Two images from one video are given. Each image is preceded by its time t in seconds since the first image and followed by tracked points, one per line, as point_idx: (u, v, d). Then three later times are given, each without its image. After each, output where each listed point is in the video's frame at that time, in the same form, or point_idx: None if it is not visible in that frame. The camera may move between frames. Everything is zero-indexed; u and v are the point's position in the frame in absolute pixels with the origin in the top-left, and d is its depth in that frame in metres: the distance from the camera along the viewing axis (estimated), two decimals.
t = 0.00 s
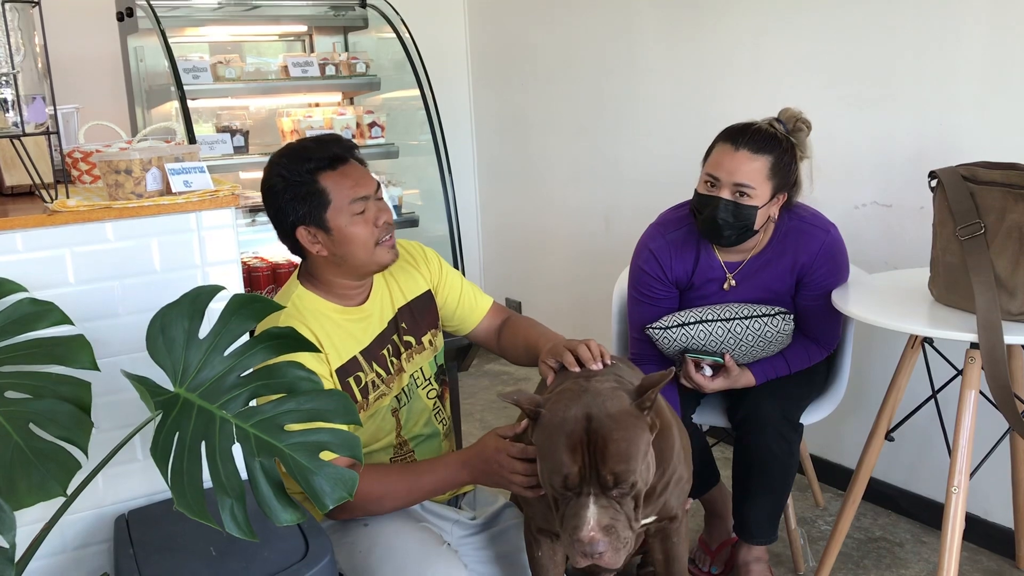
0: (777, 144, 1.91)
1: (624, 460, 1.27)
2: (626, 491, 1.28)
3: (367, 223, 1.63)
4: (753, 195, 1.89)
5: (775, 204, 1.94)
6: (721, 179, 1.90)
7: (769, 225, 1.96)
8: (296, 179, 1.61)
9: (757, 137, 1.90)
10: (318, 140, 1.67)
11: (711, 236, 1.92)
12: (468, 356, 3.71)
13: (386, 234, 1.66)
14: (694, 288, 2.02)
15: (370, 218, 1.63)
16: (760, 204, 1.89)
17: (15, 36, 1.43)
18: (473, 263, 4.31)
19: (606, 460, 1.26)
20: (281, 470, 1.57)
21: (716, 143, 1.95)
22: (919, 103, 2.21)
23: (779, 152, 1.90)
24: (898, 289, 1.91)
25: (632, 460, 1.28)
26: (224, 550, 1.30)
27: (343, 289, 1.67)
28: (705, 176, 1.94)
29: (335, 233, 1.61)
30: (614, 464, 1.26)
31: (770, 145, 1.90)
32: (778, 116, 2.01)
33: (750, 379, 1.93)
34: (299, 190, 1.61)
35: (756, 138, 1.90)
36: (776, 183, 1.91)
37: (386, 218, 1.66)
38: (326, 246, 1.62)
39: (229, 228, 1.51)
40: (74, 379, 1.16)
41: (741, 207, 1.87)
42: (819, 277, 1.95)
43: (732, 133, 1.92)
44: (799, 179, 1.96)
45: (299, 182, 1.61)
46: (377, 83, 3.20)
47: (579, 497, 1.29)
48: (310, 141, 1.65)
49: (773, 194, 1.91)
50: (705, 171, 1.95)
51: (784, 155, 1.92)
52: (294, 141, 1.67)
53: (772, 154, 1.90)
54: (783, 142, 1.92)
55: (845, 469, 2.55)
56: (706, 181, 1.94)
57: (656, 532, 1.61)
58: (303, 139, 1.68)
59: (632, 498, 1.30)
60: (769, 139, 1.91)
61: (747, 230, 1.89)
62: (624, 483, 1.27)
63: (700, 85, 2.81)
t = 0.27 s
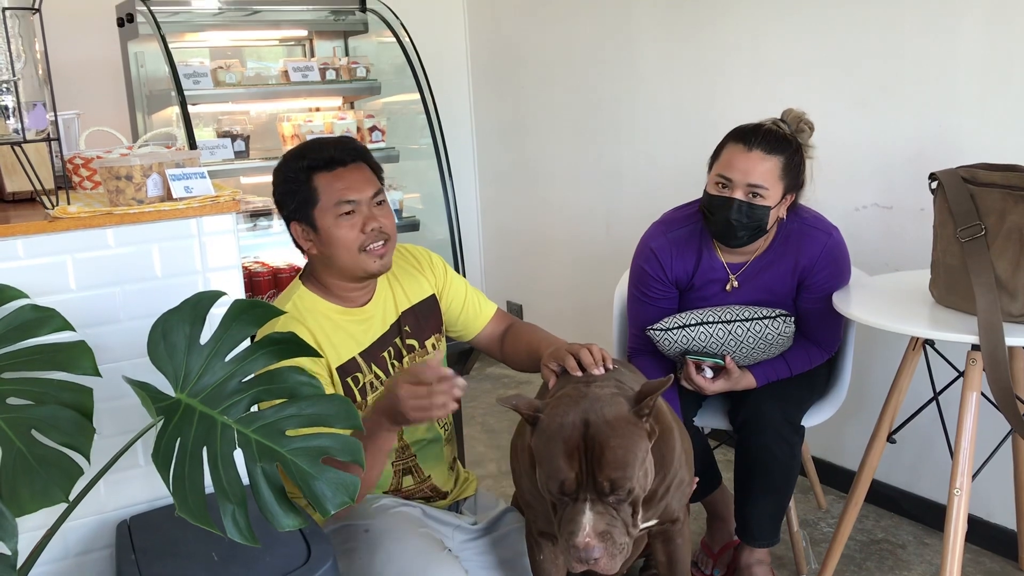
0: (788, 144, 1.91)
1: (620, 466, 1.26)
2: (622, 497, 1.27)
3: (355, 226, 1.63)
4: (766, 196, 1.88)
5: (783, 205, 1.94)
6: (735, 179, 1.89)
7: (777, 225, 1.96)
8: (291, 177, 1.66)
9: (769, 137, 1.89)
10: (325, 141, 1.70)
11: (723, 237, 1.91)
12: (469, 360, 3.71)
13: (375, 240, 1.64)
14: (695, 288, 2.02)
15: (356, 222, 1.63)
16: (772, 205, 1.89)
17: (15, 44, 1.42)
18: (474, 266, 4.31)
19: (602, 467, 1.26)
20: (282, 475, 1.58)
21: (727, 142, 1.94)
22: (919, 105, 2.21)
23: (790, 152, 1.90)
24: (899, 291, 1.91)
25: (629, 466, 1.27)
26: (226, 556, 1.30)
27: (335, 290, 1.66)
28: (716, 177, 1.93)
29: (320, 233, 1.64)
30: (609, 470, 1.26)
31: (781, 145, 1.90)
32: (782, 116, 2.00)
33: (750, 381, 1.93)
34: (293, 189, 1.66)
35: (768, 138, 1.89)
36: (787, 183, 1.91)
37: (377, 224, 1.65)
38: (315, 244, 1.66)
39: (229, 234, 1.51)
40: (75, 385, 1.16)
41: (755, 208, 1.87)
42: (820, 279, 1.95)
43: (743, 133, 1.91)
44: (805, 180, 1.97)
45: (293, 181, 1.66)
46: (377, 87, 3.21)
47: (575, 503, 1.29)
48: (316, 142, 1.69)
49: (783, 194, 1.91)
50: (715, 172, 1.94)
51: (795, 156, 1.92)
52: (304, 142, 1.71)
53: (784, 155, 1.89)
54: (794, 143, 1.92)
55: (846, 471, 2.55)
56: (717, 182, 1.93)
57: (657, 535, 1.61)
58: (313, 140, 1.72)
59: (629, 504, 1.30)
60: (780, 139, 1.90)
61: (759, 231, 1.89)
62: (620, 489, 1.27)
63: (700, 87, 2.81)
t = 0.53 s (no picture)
0: (789, 145, 1.91)
1: (625, 469, 1.26)
2: (627, 500, 1.27)
3: (354, 221, 1.63)
4: (769, 197, 1.88)
5: (784, 206, 1.94)
6: (737, 180, 1.89)
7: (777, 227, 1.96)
8: (292, 173, 1.67)
9: (771, 139, 1.89)
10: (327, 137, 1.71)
11: (726, 239, 1.91)
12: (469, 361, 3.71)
13: (375, 235, 1.64)
14: (695, 290, 2.02)
15: (356, 217, 1.64)
16: (774, 206, 1.89)
17: (16, 47, 1.44)
18: (474, 268, 4.31)
19: (607, 469, 1.26)
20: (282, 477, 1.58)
21: (728, 144, 1.93)
22: (918, 105, 2.21)
23: (791, 153, 1.90)
24: (899, 291, 1.91)
25: (635, 470, 1.27)
26: (227, 558, 1.30)
27: (335, 287, 1.66)
28: (718, 178, 1.92)
29: (320, 229, 1.64)
30: (615, 473, 1.26)
31: (783, 146, 1.90)
32: (781, 117, 2.01)
33: (751, 382, 1.93)
34: (293, 185, 1.67)
35: (770, 138, 1.89)
36: (788, 184, 1.91)
37: (377, 219, 1.65)
38: (315, 240, 1.66)
39: (229, 236, 1.51)
40: (76, 389, 1.16)
41: (758, 209, 1.87)
42: (820, 280, 1.95)
43: (744, 134, 1.91)
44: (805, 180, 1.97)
45: (293, 177, 1.67)
46: (377, 89, 3.21)
47: (580, 505, 1.29)
48: (317, 139, 1.70)
49: (785, 196, 1.91)
50: (717, 173, 1.93)
51: (795, 157, 1.92)
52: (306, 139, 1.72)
53: (785, 155, 1.90)
54: (794, 143, 1.92)
55: (847, 471, 2.55)
56: (718, 184, 1.92)
57: (658, 538, 1.61)
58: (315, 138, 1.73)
59: (633, 507, 1.29)
60: (781, 140, 1.90)
61: (762, 233, 1.89)
62: (627, 492, 1.27)
63: (699, 89, 2.81)
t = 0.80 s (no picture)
0: (784, 139, 1.91)
1: (619, 467, 1.26)
2: (621, 498, 1.27)
3: (352, 220, 1.63)
4: (767, 191, 1.88)
5: (782, 201, 1.94)
6: (736, 176, 1.88)
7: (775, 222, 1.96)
8: (293, 173, 1.67)
9: (766, 134, 1.89)
10: (327, 136, 1.71)
11: (727, 236, 1.90)
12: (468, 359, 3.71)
13: (374, 235, 1.64)
14: (695, 288, 2.03)
15: (355, 216, 1.63)
16: (773, 199, 1.89)
17: (15, 45, 1.44)
18: (474, 266, 4.31)
19: (601, 467, 1.26)
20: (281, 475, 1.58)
21: (723, 141, 1.94)
22: (917, 103, 2.21)
23: (787, 148, 1.90)
24: (897, 290, 1.91)
25: (629, 468, 1.27)
26: (226, 555, 1.30)
27: (337, 285, 1.66)
28: (715, 176, 1.92)
29: (319, 228, 1.64)
30: (609, 472, 1.26)
31: (778, 141, 1.90)
32: (773, 113, 2.01)
33: (749, 380, 1.93)
34: (293, 184, 1.67)
35: (765, 134, 1.89)
36: (786, 179, 1.91)
37: (376, 218, 1.64)
38: (315, 239, 1.66)
39: (229, 234, 1.52)
40: (77, 387, 1.16)
41: (757, 203, 1.86)
42: (819, 277, 1.95)
43: (739, 131, 1.91)
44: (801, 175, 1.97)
45: (293, 176, 1.67)
46: (377, 87, 3.20)
47: (574, 503, 1.29)
48: (317, 139, 1.70)
49: (783, 190, 1.91)
50: (714, 171, 1.93)
51: (791, 151, 1.92)
52: (307, 139, 1.73)
53: (781, 149, 1.90)
54: (789, 138, 1.92)
55: (846, 469, 2.56)
56: (716, 181, 1.92)
57: (655, 535, 1.61)
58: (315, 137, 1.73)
59: (628, 504, 1.30)
60: (776, 134, 1.90)
61: (762, 226, 1.89)
62: (621, 490, 1.27)
63: (699, 87, 2.81)
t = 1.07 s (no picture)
0: (786, 126, 1.91)
1: (608, 458, 1.26)
2: (610, 489, 1.27)
3: (343, 213, 1.63)
4: (783, 178, 1.89)
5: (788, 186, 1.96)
6: (754, 167, 1.87)
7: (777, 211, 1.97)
8: (287, 165, 1.68)
9: (771, 124, 1.89)
10: (321, 127, 1.71)
11: (752, 228, 1.88)
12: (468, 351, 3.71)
13: (365, 227, 1.63)
14: (695, 280, 2.03)
15: (346, 209, 1.63)
16: (788, 185, 1.91)
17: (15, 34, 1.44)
18: (474, 258, 4.31)
19: (590, 458, 1.26)
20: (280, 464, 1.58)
21: (728, 133, 1.91)
22: (918, 96, 2.21)
23: (790, 136, 1.91)
24: (897, 282, 1.91)
25: (617, 459, 1.27)
26: (226, 545, 1.30)
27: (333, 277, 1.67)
28: (731, 170, 1.89)
29: (312, 221, 1.65)
30: (597, 462, 1.26)
31: (783, 130, 1.90)
32: (752, 102, 2.00)
33: (748, 373, 1.94)
34: (288, 177, 1.68)
35: (770, 122, 1.89)
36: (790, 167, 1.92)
37: (367, 210, 1.63)
38: (310, 232, 1.67)
39: (228, 224, 1.52)
40: (76, 376, 1.17)
41: (778, 192, 1.87)
42: (819, 269, 1.95)
43: (744, 121, 1.90)
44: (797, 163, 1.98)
45: (288, 169, 1.68)
46: (377, 78, 3.20)
47: (564, 493, 1.29)
48: (311, 131, 1.70)
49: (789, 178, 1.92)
50: (727, 165, 1.90)
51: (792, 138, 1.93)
52: (304, 131, 1.73)
53: (788, 136, 1.90)
54: (789, 126, 1.92)
55: (844, 462, 2.56)
56: (731, 175, 1.89)
57: (654, 526, 1.62)
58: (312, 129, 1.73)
59: (618, 495, 1.30)
60: (780, 122, 1.90)
61: (782, 212, 1.90)
62: (609, 480, 1.26)
63: (699, 79, 2.81)
